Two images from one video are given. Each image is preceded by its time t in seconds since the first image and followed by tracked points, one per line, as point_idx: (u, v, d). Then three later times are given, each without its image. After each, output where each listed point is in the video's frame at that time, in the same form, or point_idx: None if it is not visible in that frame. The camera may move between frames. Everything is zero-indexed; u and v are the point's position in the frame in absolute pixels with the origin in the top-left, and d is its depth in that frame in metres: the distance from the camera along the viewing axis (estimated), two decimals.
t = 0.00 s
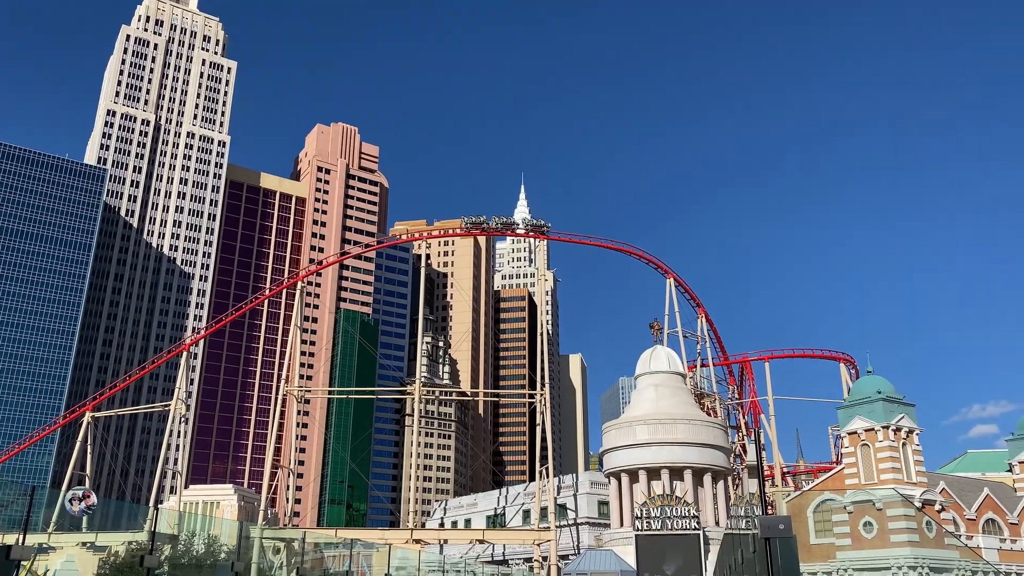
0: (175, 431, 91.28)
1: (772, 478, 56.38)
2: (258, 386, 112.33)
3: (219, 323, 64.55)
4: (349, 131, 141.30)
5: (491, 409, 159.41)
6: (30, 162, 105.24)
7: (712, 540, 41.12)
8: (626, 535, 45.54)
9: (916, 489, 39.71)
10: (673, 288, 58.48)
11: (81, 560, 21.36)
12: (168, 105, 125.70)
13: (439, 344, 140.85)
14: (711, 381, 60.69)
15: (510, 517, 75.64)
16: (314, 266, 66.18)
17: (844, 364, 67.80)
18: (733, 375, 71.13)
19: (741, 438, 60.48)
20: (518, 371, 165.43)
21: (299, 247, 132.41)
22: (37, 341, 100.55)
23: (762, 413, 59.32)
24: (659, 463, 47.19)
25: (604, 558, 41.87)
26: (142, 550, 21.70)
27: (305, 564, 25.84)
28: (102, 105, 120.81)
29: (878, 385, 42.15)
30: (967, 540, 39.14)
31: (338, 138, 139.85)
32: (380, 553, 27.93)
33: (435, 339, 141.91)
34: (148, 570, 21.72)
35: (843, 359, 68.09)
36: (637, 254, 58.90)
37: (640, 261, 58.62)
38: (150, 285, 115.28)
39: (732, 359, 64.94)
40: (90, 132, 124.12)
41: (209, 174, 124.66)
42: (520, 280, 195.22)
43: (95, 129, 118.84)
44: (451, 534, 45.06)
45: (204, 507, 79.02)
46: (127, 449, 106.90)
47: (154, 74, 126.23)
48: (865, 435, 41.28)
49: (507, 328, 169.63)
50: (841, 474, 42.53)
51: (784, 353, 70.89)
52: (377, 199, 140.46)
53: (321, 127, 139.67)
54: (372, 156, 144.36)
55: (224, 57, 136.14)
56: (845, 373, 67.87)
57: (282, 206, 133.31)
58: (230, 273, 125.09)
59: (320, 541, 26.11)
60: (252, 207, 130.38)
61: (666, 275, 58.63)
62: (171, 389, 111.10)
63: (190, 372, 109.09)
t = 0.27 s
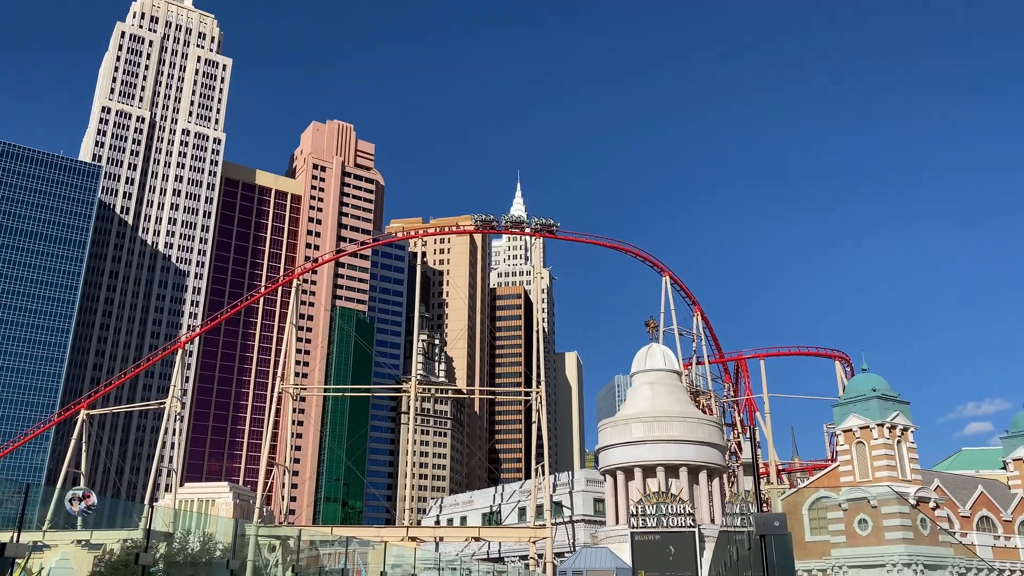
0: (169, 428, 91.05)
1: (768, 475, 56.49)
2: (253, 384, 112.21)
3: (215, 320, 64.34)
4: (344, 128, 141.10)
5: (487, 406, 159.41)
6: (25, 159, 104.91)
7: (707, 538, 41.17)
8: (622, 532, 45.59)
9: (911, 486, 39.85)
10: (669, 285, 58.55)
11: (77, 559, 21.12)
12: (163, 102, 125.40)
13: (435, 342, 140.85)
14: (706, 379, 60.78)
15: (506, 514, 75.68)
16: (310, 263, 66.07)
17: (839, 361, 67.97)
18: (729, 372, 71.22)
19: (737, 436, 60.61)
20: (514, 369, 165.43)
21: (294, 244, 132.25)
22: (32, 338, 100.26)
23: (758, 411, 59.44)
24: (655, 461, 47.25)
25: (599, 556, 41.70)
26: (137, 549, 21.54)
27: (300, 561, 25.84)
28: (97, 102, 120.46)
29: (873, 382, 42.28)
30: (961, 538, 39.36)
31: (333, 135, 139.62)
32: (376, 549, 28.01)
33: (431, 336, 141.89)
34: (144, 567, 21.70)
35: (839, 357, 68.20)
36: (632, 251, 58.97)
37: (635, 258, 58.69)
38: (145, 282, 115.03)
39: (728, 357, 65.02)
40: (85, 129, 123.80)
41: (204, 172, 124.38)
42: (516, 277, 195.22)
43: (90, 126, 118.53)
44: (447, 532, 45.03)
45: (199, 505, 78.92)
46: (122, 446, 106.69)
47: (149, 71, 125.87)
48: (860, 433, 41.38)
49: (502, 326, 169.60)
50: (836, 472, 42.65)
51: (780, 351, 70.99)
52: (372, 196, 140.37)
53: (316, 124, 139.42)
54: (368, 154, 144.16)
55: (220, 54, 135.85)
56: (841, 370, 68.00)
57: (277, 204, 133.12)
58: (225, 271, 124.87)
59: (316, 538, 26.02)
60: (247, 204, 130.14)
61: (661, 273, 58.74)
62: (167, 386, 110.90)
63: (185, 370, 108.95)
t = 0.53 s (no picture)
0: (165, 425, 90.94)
1: (763, 472, 56.61)
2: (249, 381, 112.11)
3: (210, 317, 64.13)
4: (340, 125, 140.82)
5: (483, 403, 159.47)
6: (20, 156, 104.53)
7: (702, 535, 41.27)
8: (618, 529, 45.64)
9: (905, 483, 40.01)
10: (665, 283, 58.60)
11: (72, 556, 21.19)
12: (159, 99, 125.03)
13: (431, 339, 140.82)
14: (702, 376, 60.84)
15: (502, 511, 75.72)
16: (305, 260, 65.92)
17: (834, 359, 68.09)
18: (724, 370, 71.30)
19: (732, 433, 60.72)
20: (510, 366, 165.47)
21: (290, 241, 132.06)
22: (27, 335, 100.00)
23: (753, 408, 59.54)
24: (651, 458, 47.30)
25: (596, 553, 41.91)
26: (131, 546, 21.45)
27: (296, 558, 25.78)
28: (92, 98, 120.05)
29: (868, 379, 42.38)
30: (955, 534, 39.26)
31: (329, 132, 139.39)
32: (372, 546, 27.99)
33: (427, 334, 141.82)
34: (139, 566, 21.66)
35: (834, 354, 68.34)
36: (628, 249, 59.01)
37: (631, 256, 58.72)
38: (140, 279, 114.77)
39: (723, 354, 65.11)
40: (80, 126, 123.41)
41: (200, 169, 124.10)
42: (512, 275, 195.21)
43: (85, 123, 118.18)
44: (443, 529, 45.03)
45: (195, 502, 78.89)
46: (118, 444, 106.52)
47: (144, 67, 125.45)
48: (855, 430, 41.54)
49: (498, 323, 169.62)
50: (831, 469, 42.78)
51: (775, 348, 71.12)
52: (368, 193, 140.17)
53: (312, 121, 139.16)
54: (364, 151, 143.95)
55: (215, 50, 135.45)
56: (836, 368, 68.13)
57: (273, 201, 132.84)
58: (221, 268, 124.60)
59: (312, 534, 25.93)
60: (243, 201, 129.89)
61: (657, 270, 58.81)
62: (162, 383, 110.74)
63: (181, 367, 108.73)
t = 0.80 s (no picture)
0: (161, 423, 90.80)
1: (759, 469, 56.77)
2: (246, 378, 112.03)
3: (206, 314, 63.91)
4: (336, 122, 140.59)
5: (479, 401, 159.68)
6: (16, 153, 104.22)
7: (699, 532, 41.36)
8: (614, 526, 45.68)
9: (901, 480, 40.18)
10: (661, 280, 58.69)
11: (69, 553, 21.08)
12: (155, 95, 124.76)
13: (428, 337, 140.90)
14: (698, 373, 60.96)
15: (498, 509, 75.78)
16: (302, 257, 65.78)
17: (830, 357, 68.20)
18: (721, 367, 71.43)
19: (728, 430, 60.90)
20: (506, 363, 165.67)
21: (286, 239, 131.97)
22: (22, 333, 99.81)
23: (749, 405, 59.72)
24: (647, 456, 47.37)
25: (591, 551, 42.24)
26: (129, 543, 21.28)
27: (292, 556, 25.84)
28: (88, 95, 119.76)
29: (864, 376, 42.44)
30: (950, 531, 39.26)
31: (326, 129, 139.19)
32: (368, 544, 28.12)
33: (423, 331, 141.76)
34: (135, 563, 21.69)
35: (830, 352, 68.52)
36: (625, 247, 59.04)
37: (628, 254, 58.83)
38: (136, 276, 114.56)
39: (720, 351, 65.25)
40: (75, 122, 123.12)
41: (196, 166, 123.88)
42: (509, 272, 195.26)
43: (80, 120, 117.84)
44: (440, 526, 45.05)
45: (191, 500, 78.91)
46: (113, 441, 106.39)
47: (140, 64, 125.18)
48: (851, 427, 41.65)
49: (495, 320, 169.67)
50: (826, 466, 42.87)
51: (771, 346, 71.20)
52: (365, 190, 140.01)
53: (309, 118, 138.96)
54: (361, 148, 143.78)
55: (211, 47, 135.16)
56: (832, 365, 68.33)
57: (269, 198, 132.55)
58: (217, 264, 124.46)
59: (312, 533, 25.67)
60: (239, 198, 129.68)
61: (653, 267, 58.82)
62: (158, 381, 110.65)
63: (176, 364, 108.61)
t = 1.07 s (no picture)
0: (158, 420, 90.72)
1: (756, 467, 56.88)
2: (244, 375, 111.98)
3: (203, 312, 63.77)
4: (334, 119, 140.39)
5: (476, 398, 159.78)
6: (12, 150, 103.88)
7: (695, 529, 41.47)
8: (611, 524, 45.73)
9: (898, 477, 40.32)
10: (659, 278, 58.73)
11: (64, 550, 20.99)
12: (151, 92, 124.48)
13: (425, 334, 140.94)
14: (696, 371, 61.00)
15: (495, 506, 75.82)
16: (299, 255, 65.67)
17: (827, 354, 68.32)
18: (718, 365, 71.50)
19: (725, 427, 60.99)
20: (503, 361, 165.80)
21: (283, 236, 131.85)
22: (19, 330, 99.61)
23: (746, 403, 59.82)
24: (644, 453, 47.41)
25: (588, 547, 42.23)
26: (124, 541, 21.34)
27: (289, 553, 25.83)
28: (84, 92, 119.46)
29: (861, 374, 42.54)
30: (947, 528, 39.12)
31: (323, 126, 138.99)
32: (365, 541, 28.16)
33: (421, 328, 141.71)
34: (132, 561, 21.56)
35: (826, 350, 68.62)
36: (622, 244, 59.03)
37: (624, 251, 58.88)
38: (132, 273, 114.38)
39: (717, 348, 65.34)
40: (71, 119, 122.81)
41: (193, 163, 123.62)
42: (506, 270, 195.26)
43: (76, 117, 117.53)
44: (438, 524, 45.06)
45: (188, 498, 78.87)
46: (110, 439, 106.27)
47: (136, 61, 124.85)
48: (848, 425, 41.67)
49: (492, 318, 169.67)
50: (824, 463, 43.00)
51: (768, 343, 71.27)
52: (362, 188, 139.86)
53: (306, 115, 138.75)
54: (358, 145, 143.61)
55: (208, 44, 134.85)
56: (829, 363, 68.45)
57: (266, 195, 132.35)
58: (214, 262, 124.29)
59: (306, 531, 26.00)
60: (236, 195, 129.47)
61: (651, 265, 58.79)
62: (155, 378, 110.58)
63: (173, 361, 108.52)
